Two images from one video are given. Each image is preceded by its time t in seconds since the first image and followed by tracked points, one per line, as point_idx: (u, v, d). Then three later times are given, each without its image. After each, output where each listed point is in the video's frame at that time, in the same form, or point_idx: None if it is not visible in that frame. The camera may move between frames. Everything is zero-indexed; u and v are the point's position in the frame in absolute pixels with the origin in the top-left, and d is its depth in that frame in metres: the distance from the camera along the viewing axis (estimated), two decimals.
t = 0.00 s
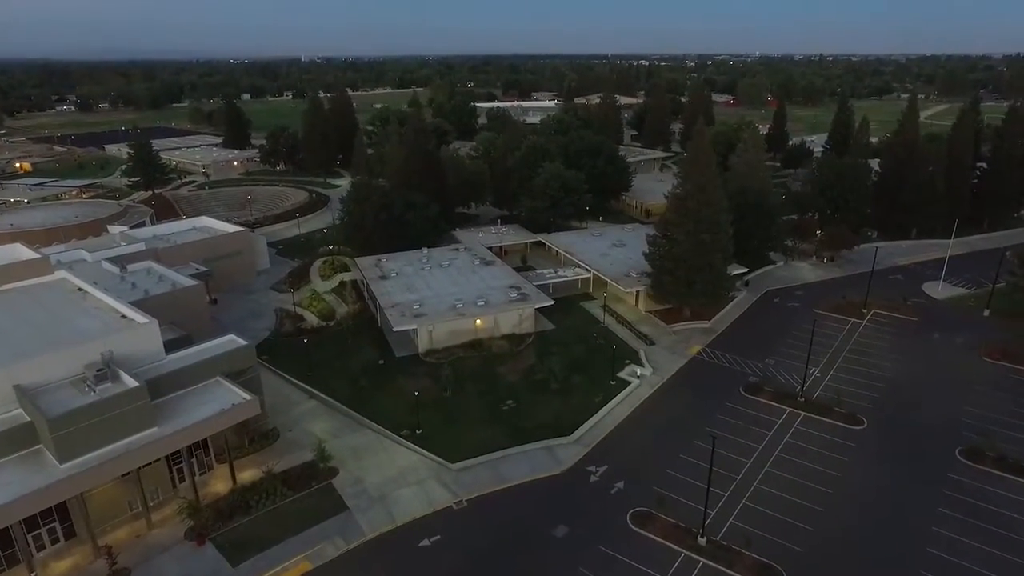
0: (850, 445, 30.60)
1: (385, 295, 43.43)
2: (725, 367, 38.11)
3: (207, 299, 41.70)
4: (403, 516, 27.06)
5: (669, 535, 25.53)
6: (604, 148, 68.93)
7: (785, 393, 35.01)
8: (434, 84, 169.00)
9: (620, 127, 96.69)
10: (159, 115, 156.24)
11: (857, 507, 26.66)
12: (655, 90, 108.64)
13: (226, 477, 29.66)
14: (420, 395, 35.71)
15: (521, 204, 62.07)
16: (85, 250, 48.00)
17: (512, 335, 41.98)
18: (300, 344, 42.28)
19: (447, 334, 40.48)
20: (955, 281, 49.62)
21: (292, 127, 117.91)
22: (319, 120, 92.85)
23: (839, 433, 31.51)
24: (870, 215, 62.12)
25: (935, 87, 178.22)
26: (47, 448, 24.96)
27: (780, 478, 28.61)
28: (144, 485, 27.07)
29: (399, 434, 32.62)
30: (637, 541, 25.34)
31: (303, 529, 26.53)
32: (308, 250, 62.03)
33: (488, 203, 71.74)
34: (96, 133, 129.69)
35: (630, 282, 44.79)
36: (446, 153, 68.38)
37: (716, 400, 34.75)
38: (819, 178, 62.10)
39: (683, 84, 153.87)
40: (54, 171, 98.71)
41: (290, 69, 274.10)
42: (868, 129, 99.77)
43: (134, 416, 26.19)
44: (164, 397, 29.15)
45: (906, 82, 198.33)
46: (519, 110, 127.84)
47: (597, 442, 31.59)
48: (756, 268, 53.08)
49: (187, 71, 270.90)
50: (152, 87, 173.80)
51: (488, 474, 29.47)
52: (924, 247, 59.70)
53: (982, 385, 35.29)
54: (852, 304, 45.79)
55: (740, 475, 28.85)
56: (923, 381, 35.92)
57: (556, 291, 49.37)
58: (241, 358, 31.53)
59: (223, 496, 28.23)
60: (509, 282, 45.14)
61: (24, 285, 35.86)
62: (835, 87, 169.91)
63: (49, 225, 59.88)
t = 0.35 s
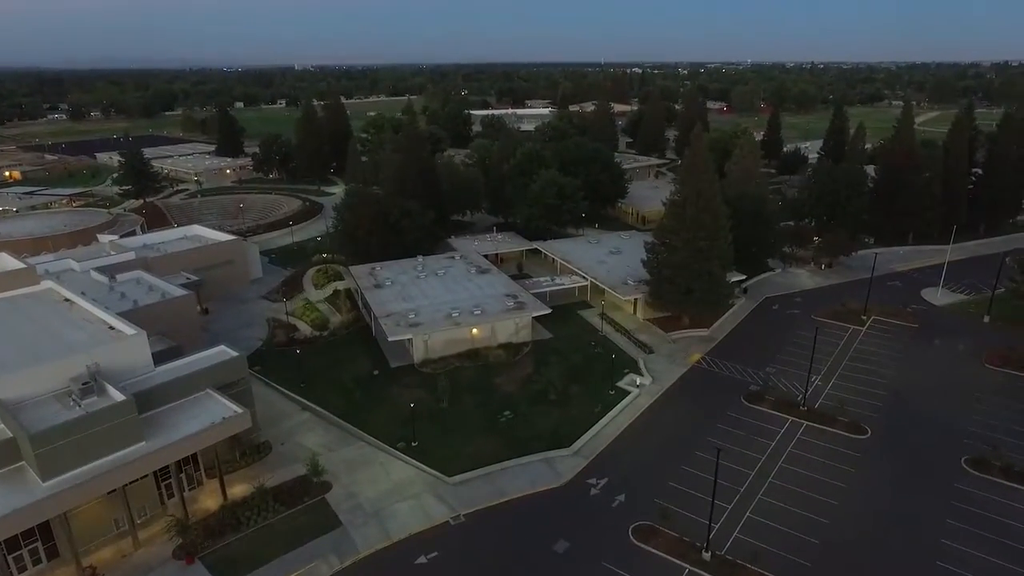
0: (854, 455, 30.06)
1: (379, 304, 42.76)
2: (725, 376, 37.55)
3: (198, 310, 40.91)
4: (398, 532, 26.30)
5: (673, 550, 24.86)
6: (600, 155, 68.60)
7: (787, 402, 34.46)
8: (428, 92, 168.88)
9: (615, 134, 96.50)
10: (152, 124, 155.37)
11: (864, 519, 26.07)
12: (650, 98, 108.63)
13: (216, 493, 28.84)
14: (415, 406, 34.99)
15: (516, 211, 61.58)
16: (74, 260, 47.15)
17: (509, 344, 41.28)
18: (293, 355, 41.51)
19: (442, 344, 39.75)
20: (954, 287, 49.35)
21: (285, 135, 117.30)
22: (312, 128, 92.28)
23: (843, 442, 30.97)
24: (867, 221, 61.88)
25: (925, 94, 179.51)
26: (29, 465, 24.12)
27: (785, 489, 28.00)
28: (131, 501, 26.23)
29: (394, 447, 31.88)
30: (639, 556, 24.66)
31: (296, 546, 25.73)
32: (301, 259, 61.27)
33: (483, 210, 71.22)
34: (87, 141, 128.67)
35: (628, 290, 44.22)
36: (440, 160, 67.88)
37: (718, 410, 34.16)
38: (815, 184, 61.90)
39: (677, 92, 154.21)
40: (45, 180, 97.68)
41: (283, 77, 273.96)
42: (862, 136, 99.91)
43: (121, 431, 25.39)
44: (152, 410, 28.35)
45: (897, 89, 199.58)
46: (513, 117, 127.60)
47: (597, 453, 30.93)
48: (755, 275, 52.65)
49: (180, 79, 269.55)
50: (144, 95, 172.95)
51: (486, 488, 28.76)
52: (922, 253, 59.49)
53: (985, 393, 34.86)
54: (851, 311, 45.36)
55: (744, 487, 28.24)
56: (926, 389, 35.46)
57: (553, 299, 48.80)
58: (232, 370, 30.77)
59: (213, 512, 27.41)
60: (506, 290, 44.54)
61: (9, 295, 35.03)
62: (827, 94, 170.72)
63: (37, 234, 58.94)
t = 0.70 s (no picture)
0: (852, 463, 29.64)
1: (367, 314, 41.94)
2: (719, 384, 37.10)
3: (180, 321, 39.86)
4: (389, 549, 25.46)
5: (671, 564, 24.24)
6: (589, 162, 68.35)
7: (783, 409, 34.06)
8: (414, 100, 168.34)
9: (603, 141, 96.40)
10: (135, 132, 153.29)
11: (865, 529, 25.60)
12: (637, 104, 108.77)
13: (199, 512, 27.82)
14: (405, 419, 34.16)
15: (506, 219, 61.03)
16: (52, 271, 45.91)
17: (500, 354, 40.60)
18: (279, 367, 40.55)
19: (432, 354, 38.98)
20: (944, 292, 49.41)
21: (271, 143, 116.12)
22: (298, 136, 91.28)
23: (840, 450, 30.57)
24: (855, 226, 62.01)
25: (907, 100, 181.79)
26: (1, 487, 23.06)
27: (784, 500, 27.51)
28: (109, 523, 25.20)
29: (384, 461, 31.02)
30: (638, 571, 24.01)
31: (282, 566, 24.81)
32: (287, 268, 60.25)
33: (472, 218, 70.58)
34: (68, 150, 126.56)
35: (620, 297, 43.74)
36: (428, 168, 67.24)
37: (713, 419, 33.68)
38: (804, 190, 61.96)
39: (663, 99, 154.81)
40: (24, 189, 95.73)
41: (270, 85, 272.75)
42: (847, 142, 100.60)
43: (99, 450, 24.41)
44: (132, 427, 27.36)
45: (879, 96, 202.02)
46: (501, 124, 127.31)
47: (591, 465, 30.27)
48: (746, 281, 52.42)
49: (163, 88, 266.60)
50: (126, 104, 170.73)
51: (478, 502, 27.99)
52: (910, 257, 59.65)
53: (980, 398, 34.70)
54: (843, 316, 45.20)
55: (742, 497, 27.71)
56: (920, 394, 35.25)
57: (544, 307, 48.22)
58: (215, 384, 29.84)
59: (196, 533, 26.40)
60: (496, 299, 43.90)
61: None
62: (810, 101, 172.32)
63: (14, 245, 57.45)
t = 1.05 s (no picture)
0: (852, 472, 29.22)
1: (356, 324, 41.12)
2: (715, 392, 36.64)
3: (163, 333, 38.79)
4: (381, 568, 24.60)
5: None
6: (579, 169, 68.03)
7: (779, 418, 33.64)
8: (402, 107, 167.72)
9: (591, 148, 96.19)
10: (118, 141, 151.35)
11: (868, 539, 25.15)
12: (625, 111, 108.81)
13: (182, 532, 26.80)
14: (396, 431, 33.35)
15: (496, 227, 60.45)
16: (30, 282, 44.66)
17: (493, 363, 39.88)
18: (266, 379, 39.55)
19: (423, 365, 38.19)
20: (936, 296, 49.42)
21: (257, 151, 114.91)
22: (284, 144, 90.24)
23: (839, 459, 30.16)
24: (846, 231, 62.08)
25: (890, 106, 183.93)
26: None
27: (783, 511, 27.01)
28: (88, 546, 24.15)
29: (375, 476, 30.17)
30: None
31: None
32: (274, 278, 59.21)
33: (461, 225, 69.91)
34: (49, 159, 124.43)
35: (613, 305, 43.24)
36: (417, 175, 66.55)
37: (710, 428, 33.17)
38: (794, 196, 61.98)
39: (650, 106, 155.23)
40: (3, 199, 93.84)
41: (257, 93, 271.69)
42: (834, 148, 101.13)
43: (77, 470, 23.43)
44: (112, 445, 26.35)
45: (862, 102, 203.98)
46: (489, 132, 126.83)
47: (587, 478, 29.61)
48: (738, 288, 52.15)
49: (147, 97, 263.85)
50: (109, 112, 168.59)
51: (472, 518, 27.21)
52: (900, 262, 59.75)
53: (976, 404, 34.49)
54: (837, 322, 44.98)
55: (741, 509, 27.17)
56: (917, 401, 34.98)
57: (536, 315, 47.61)
58: (200, 399, 28.92)
59: (179, 554, 25.37)
60: (487, 307, 43.23)
61: None
62: (795, 108, 173.73)
63: None
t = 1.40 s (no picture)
0: (858, 484, 28.61)
1: (351, 333, 40.35)
2: (716, 401, 36.05)
3: (152, 344, 37.88)
4: None
5: None
6: (574, 175, 67.60)
7: (783, 427, 33.06)
8: (395, 114, 167.39)
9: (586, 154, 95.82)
10: (108, 148, 149.83)
11: (877, 553, 24.53)
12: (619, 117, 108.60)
13: (171, 550, 25.84)
14: (392, 444, 32.54)
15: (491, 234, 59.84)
16: (16, 292, 43.64)
17: (490, 373, 39.12)
18: (258, 390, 38.67)
19: (419, 375, 37.39)
20: (935, 302, 49.09)
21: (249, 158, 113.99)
22: (277, 151, 89.39)
23: (845, 470, 29.58)
24: (842, 237, 61.80)
25: (880, 112, 185.31)
26: None
27: (790, 524, 26.37)
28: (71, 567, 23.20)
29: (370, 490, 29.36)
30: None
31: None
32: (266, 287, 58.30)
33: (456, 233, 69.24)
34: (38, 166, 122.91)
35: (611, 313, 42.62)
36: (411, 182, 65.89)
37: (713, 439, 32.54)
38: (790, 201, 61.72)
39: (643, 112, 155.26)
40: None
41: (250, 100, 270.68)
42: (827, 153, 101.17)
43: (60, 487, 22.56)
44: (98, 461, 25.48)
45: (852, 108, 205.06)
46: (483, 138, 126.38)
47: (589, 491, 28.89)
48: (736, 295, 51.69)
49: (138, 104, 262.30)
50: (100, 119, 167.23)
51: (471, 533, 26.42)
52: (897, 268, 59.49)
53: (981, 412, 34.03)
54: (837, 329, 44.53)
55: (747, 522, 26.51)
56: (921, 409, 34.47)
57: (533, 323, 46.95)
58: (190, 412, 28.09)
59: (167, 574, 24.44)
60: (484, 316, 42.55)
61: None
62: (787, 114, 174.35)
63: None
